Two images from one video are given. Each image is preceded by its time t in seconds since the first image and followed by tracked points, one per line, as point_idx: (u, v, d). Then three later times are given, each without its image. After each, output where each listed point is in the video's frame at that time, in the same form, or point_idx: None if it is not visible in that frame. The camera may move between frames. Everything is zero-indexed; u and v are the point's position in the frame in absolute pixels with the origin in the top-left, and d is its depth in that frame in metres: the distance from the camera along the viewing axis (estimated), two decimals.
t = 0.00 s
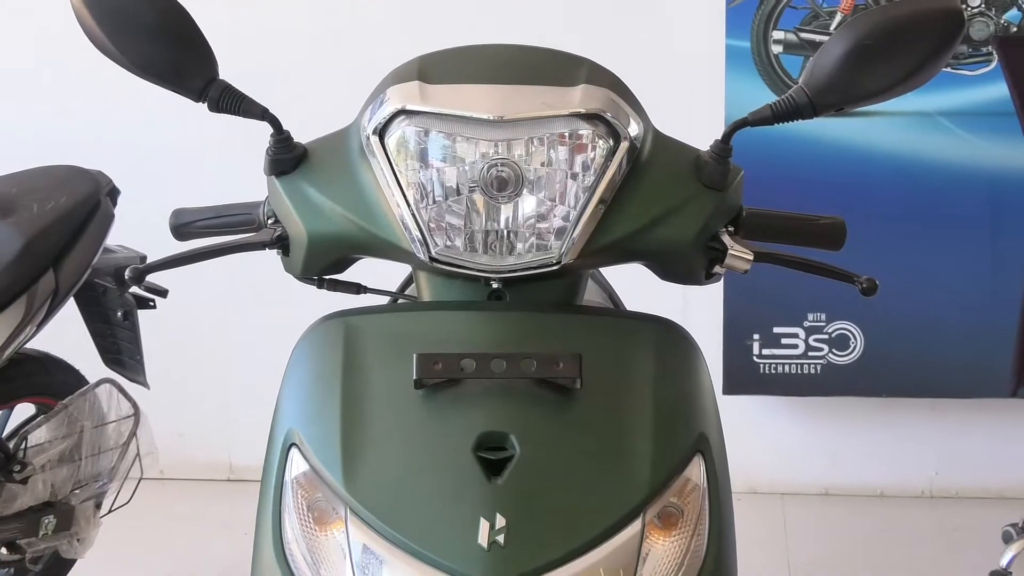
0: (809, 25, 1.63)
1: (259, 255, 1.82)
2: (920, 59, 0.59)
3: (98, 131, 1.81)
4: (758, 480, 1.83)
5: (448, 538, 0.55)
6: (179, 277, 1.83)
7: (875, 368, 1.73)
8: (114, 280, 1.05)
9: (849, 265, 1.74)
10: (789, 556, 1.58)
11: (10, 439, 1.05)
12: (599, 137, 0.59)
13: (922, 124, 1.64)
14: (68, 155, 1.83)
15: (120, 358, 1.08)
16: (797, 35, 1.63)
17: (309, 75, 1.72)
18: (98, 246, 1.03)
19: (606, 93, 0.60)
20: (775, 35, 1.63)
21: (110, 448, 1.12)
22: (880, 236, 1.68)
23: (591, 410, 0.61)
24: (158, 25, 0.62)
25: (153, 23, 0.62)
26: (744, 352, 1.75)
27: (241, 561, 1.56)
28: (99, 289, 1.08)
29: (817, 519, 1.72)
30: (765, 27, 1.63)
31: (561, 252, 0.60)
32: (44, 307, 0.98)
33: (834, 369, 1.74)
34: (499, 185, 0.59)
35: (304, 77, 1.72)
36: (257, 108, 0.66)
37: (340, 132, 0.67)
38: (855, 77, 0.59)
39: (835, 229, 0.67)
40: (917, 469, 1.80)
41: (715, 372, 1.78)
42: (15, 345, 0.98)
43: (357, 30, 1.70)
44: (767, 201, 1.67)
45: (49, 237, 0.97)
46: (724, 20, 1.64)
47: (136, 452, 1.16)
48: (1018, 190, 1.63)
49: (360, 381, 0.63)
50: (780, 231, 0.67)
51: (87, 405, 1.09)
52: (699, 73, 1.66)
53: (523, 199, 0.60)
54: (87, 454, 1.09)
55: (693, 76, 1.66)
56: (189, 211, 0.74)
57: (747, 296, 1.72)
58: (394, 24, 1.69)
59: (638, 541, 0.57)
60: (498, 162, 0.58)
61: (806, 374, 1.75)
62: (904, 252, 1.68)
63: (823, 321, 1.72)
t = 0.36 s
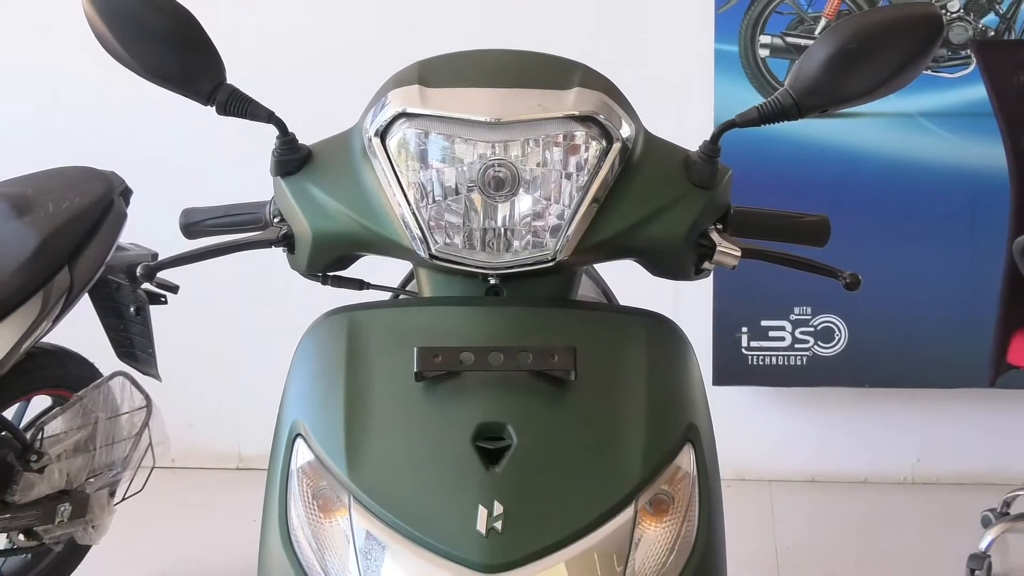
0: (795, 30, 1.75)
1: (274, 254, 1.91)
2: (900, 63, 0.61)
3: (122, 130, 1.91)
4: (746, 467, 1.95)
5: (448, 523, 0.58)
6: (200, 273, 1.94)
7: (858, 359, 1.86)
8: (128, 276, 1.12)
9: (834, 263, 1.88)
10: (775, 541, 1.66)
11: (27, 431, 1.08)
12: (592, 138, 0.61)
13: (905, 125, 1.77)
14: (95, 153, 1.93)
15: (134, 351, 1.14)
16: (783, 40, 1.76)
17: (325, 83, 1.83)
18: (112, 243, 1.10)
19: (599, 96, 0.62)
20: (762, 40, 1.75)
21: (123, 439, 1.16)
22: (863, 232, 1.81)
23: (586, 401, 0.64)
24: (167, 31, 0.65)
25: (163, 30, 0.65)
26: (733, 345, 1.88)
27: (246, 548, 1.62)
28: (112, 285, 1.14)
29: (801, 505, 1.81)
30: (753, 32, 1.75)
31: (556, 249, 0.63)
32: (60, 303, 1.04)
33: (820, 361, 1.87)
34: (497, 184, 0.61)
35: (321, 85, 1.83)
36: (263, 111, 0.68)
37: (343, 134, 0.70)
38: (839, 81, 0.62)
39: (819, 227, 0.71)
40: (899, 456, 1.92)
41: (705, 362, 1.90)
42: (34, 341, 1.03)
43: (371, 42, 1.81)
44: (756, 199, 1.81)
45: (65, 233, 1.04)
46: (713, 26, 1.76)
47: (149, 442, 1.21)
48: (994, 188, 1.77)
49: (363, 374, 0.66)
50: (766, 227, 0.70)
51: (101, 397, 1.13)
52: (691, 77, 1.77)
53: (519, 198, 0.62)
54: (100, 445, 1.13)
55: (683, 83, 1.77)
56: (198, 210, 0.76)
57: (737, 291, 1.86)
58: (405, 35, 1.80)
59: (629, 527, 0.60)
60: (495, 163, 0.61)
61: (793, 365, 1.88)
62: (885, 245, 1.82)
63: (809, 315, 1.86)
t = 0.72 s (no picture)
0: (781, 35, 1.89)
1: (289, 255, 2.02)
2: (883, 64, 0.64)
3: (151, 141, 2.04)
4: (738, 456, 2.07)
5: (449, 509, 0.60)
6: (218, 270, 2.04)
7: (843, 351, 1.98)
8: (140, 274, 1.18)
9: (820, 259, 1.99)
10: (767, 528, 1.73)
11: (45, 422, 1.14)
12: (587, 138, 0.64)
13: (886, 126, 1.88)
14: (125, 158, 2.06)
15: (146, 346, 1.16)
16: (772, 44, 1.90)
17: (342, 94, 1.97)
18: (124, 242, 1.16)
19: (594, 98, 0.65)
20: (751, 45, 1.89)
21: (137, 430, 1.24)
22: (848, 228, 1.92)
23: (582, 390, 0.66)
24: (177, 36, 0.67)
25: (173, 34, 0.67)
26: (724, 337, 1.99)
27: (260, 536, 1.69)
28: (126, 282, 1.20)
29: (790, 491, 1.92)
30: (742, 37, 1.89)
31: (553, 245, 0.65)
32: (76, 298, 1.11)
33: (807, 353, 1.98)
34: (495, 183, 0.64)
35: (339, 96, 1.97)
36: (270, 112, 0.70)
37: (347, 134, 0.72)
38: (824, 81, 0.64)
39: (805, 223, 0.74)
40: (883, 445, 2.04)
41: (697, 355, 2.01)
42: (50, 335, 1.10)
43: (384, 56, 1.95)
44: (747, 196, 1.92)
45: (79, 232, 1.11)
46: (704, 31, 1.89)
47: (162, 433, 1.28)
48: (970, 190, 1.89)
49: (367, 365, 0.68)
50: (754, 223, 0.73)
51: (115, 390, 1.20)
52: (682, 88, 1.91)
53: (517, 196, 0.64)
54: (115, 436, 1.21)
55: (673, 90, 1.91)
56: (208, 208, 0.79)
57: (730, 284, 1.96)
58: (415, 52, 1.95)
59: (624, 512, 0.62)
60: (494, 162, 0.63)
61: (780, 357, 1.99)
62: (870, 242, 1.93)
63: (797, 309, 1.97)
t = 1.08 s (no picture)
0: (770, 37, 1.92)
1: (292, 247, 2.06)
2: (866, 64, 0.66)
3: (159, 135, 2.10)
4: (728, 442, 2.12)
5: (451, 492, 0.63)
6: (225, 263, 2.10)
7: (831, 340, 2.02)
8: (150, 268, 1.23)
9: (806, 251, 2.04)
10: (757, 511, 1.77)
11: (63, 409, 1.21)
12: (583, 134, 0.66)
13: (870, 124, 1.93)
14: (134, 155, 2.13)
15: (160, 336, 1.23)
16: (760, 45, 1.92)
17: (342, 92, 2.03)
18: (139, 236, 1.21)
19: (589, 96, 0.67)
20: (740, 45, 1.92)
21: (151, 417, 1.33)
22: (833, 222, 1.97)
23: (578, 378, 0.69)
24: (188, 38, 0.70)
25: (184, 36, 0.69)
26: (715, 328, 2.05)
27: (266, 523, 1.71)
28: (140, 277, 1.26)
29: (778, 474, 1.97)
30: (731, 38, 1.92)
31: (550, 238, 0.68)
32: (92, 291, 1.15)
33: (794, 343, 2.03)
34: (494, 178, 0.66)
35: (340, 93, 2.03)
36: (278, 111, 0.73)
37: (351, 132, 0.75)
38: (810, 80, 0.66)
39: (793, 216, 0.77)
40: (869, 431, 2.08)
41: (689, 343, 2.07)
42: (68, 328, 1.15)
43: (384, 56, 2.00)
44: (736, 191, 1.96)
45: (95, 227, 1.16)
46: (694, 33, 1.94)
47: (174, 420, 1.38)
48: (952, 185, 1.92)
49: (372, 354, 0.71)
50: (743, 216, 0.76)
51: (131, 379, 1.29)
52: (675, 85, 1.96)
53: (516, 191, 0.67)
54: (130, 423, 1.29)
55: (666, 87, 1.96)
56: (218, 204, 0.82)
57: (719, 277, 2.02)
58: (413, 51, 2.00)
59: (619, 495, 0.65)
60: (493, 158, 0.66)
61: (769, 346, 2.04)
62: (855, 236, 1.98)
63: (784, 299, 2.02)
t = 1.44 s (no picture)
0: (760, 38, 1.98)
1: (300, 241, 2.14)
2: (852, 63, 0.69)
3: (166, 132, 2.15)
4: (721, 428, 2.18)
5: (454, 475, 0.66)
6: (237, 256, 2.18)
7: (820, 330, 2.07)
8: (167, 261, 1.31)
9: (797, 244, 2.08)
10: (747, 496, 1.82)
11: (82, 398, 1.31)
12: (581, 131, 0.69)
13: (857, 123, 1.98)
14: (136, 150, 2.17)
15: (175, 330, 1.30)
16: (751, 47, 1.99)
17: (349, 91, 2.11)
18: (152, 232, 1.29)
19: (587, 94, 0.70)
20: (731, 47, 1.99)
21: (166, 406, 1.41)
22: (822, 217, 2.02)
23: (577, 366, 0.72)
24: (201, 41, 0.72)
25: (197, 39, 0.72)
26: (708, 319, 2.09)
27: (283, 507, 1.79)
28: (155, 270, 1.33)
29: (769, 458, 2.03)
30: (722, 40, 1.99)
31: (549, 231, 0.70)
32: (108, 286, 1.23)
33: (783, 333, 2.08)
34: (495, 174, 0.69)
35: (347, 91, 2.11)
36: (286, 110, 0.76)
37: (357, 130, 0.77)
38: (799, 79, 0.69)
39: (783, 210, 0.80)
40: (855, 415, 2.14)
41: (683, 333, 2.12)
42: (84, 319, 1.23)
43: (389, 56, 2.09)
44: (726, 188, 2.02)
45: (110, 223, 1.23)
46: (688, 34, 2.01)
47: (189, 408, 1.46)
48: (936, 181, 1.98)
49: (378, 343, 0.74)
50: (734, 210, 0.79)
51: (146, 368, 1.37)
52: (669, 81, 2.04)
53: (516, 186, 0.69)
54: (146, 411, 1.38)
55: (659, 85, 2.04)
56: (230, 199, 0.84)
57: (711, 269, 2.07)
58: (417, 50, 2.08)
59: (616, 477, 0.68)
60: (494, 155, 0.68)
61: (760, 336, 2.08)
62: (843, 230, 2.03)
63: (775, 291, 2.07)
